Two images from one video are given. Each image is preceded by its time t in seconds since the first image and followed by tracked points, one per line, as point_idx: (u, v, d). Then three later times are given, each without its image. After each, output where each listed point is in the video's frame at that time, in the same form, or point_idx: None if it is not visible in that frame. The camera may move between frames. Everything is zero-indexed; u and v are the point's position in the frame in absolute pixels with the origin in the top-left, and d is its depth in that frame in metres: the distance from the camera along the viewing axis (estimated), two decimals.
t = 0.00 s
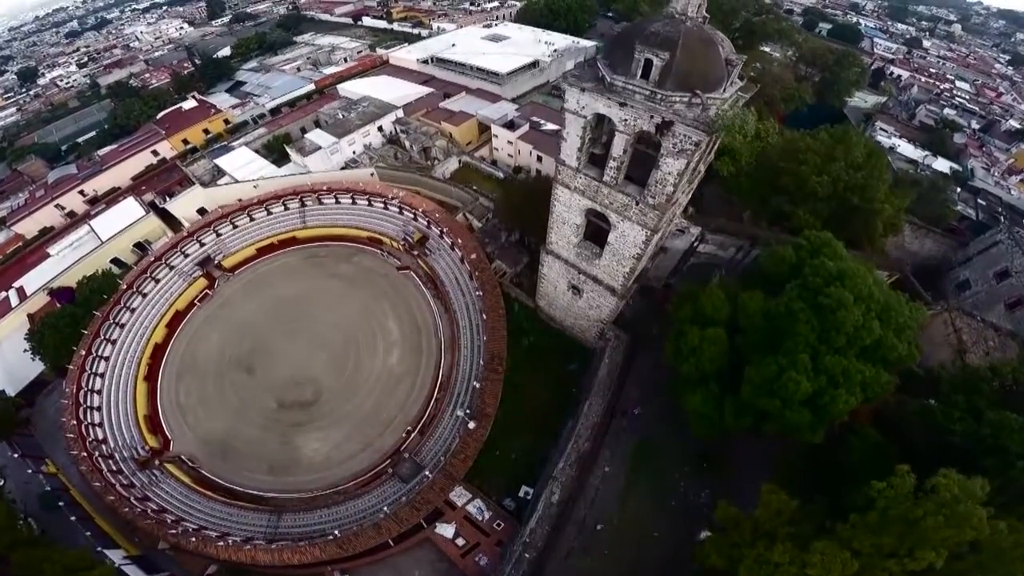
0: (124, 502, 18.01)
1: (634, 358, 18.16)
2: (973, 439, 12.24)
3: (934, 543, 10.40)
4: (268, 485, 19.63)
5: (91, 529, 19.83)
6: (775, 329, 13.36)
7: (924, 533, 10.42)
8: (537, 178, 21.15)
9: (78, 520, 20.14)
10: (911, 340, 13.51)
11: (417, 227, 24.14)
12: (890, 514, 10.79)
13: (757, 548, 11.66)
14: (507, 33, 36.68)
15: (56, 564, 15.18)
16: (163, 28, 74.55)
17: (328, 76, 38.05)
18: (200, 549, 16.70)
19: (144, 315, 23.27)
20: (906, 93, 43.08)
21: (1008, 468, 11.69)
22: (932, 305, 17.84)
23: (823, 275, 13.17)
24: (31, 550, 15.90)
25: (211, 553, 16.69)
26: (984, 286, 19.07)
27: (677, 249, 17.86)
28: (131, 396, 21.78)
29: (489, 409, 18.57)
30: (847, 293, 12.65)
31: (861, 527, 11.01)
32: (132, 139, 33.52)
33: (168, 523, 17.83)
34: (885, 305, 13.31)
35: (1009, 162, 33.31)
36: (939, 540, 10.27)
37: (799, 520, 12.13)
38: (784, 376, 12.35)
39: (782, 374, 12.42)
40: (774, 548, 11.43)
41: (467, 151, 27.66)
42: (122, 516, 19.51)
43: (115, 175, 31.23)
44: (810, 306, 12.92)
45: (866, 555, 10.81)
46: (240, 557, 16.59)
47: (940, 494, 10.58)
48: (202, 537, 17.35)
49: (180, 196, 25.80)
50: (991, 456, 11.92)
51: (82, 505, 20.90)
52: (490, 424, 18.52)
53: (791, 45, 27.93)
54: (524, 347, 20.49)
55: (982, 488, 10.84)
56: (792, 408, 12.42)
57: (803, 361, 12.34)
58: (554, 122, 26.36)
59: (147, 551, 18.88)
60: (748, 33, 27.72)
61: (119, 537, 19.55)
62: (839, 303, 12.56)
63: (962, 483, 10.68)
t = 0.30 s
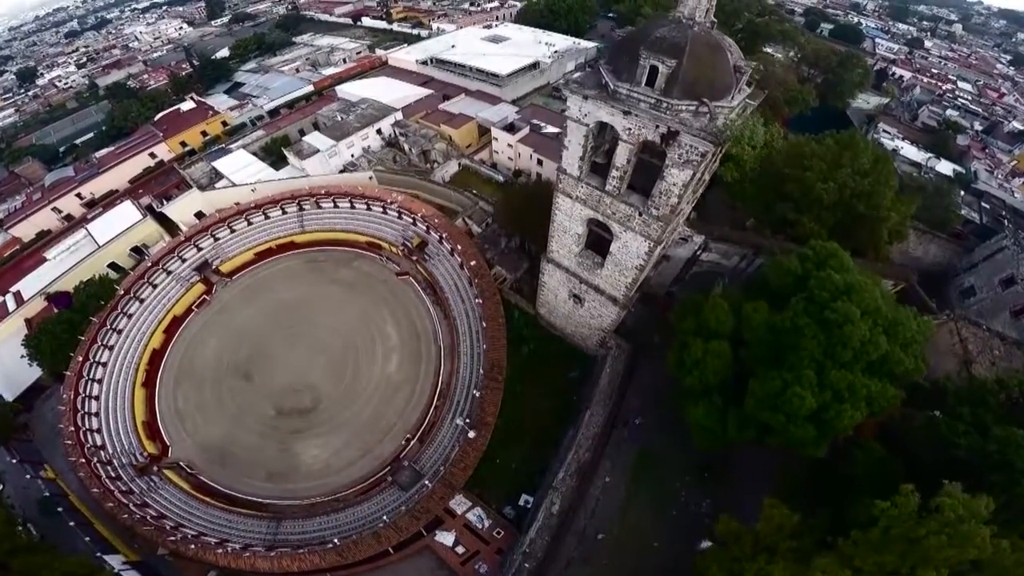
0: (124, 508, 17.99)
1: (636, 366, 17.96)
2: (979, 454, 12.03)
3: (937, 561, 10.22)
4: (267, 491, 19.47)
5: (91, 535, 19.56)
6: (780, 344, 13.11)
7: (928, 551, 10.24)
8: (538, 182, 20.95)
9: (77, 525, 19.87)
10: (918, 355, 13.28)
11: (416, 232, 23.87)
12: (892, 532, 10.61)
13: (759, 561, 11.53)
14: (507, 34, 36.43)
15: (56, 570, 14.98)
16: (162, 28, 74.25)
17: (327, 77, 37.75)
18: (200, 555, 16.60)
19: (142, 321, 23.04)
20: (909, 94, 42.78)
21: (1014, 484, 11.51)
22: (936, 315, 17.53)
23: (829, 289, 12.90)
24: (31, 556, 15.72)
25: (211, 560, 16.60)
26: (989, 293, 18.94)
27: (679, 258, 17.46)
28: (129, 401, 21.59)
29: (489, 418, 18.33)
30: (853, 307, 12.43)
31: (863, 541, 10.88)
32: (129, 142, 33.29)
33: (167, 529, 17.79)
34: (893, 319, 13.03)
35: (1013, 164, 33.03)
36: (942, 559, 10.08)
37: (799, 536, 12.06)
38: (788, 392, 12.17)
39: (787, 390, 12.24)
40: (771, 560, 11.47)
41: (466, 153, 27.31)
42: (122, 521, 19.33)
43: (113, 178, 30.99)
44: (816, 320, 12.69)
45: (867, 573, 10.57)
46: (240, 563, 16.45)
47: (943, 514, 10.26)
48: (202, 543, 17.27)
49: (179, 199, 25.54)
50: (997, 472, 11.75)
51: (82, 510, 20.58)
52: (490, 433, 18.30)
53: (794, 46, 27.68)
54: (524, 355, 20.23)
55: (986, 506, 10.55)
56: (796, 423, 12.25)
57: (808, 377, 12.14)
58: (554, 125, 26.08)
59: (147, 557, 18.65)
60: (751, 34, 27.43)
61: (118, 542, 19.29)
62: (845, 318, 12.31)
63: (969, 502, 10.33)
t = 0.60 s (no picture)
0: (122, 516, 17.79)
1: (636, 378, 17.76)
2: (983, 474, 11.77)
3: None
4: (266, 498, 19.29)
5: (90, 541, 19.42)
6: (786, 362, 12.90)
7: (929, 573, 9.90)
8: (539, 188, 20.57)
9: (76, 532, 19.72)
10: (925, 371, 12.98)
11: (415, 238, 23.53)
12: (895, 554, 10.39)
13: None
14: (507, 35, 36.09)
15: None
16: (161, 28, 73.94)
17: (325, 78, 37.37)
18: (199, 563, 16.56)
19: (139, 327, 22.72)
20: (912, 95, 42.46)
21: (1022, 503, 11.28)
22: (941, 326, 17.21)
23: (837, 306, 12.60)
24: (29, 565, 15.55)
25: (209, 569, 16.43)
26: (993, 302, 18.60)
27: (682, 268, 17.30)
28: (126, 408, 21.36)
29: (488, 429, 18.08)
30: (861, 324, 12.17)
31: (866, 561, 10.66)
32: (126, 144, 33.00)
33: (165, 537, 17.56)
34: (901, 335, 12.75)
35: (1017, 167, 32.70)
36: None
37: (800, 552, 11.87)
38: (793, 412, 11.94)
39: (791, 408, 12.04)
40: None
41: (466, 157, 26.93)
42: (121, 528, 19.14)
43: (109, 181, 30.69)
44: (821, 338, 12.47)
45: None
46: (239, 572, 16.27)
47: (946, 536, 10.17)
48: (201, 551, 17.11)
49: (175, 203, 25.08)
50: (1003, 491, 11.44)
51: (81, 516, 20.47)
52: (489, 443, 18.05)
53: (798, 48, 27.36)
54: (524, 365, 19.93)
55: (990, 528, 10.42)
56: (800, 441, 12.04)
57: (813, 396, 11.92)
58: (554, 128, 25.70)
59: (147, 564, 18.32)
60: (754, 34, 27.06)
61: (118, 549, 19.11)
62: (852, 336, 12.07)
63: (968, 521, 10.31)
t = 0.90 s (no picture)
0: (121, 525, 17.78)
1: (637, 390, 17.57)
2: (989, 492, 11.59)
3: None
4: (265, 508, 18.98)
5: (89, 548, 19.54)
6: (791, 380, 12.61)
7: None
8: (541, 196, 20.31)
9: (75, 539, 19.78)
10: (932, 391, 12.70)
11: (413, 245, 23.25)
12: None
13: None
14: (508, 37, 35.77)
15: None
16: (160, 29, 73.67)
17: (324, 81, 37.01)
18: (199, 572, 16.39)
19: (136, 334, 22.43)
20: (914, 98, 42.16)
21: None
22: (947, 339, 16.97)
23: (845, 324, 12.30)
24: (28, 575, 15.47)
25: None
26: (999, 310, 18.16)
27: (686, 280, 16.90)
28: (124, 415, 21.09)
29: (487, 441, 17.80)
30: (868, 344, 11.89)
31: None
32: (124, 147, 32.70)
33: (165, 545, 17.52)
34: (907, 354, 12.52)
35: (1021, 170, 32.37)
36: None
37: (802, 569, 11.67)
38: (797, 430, 11.74)
39: (796, 427, 11.83)
40: None
41: (465, 161, 26.56)
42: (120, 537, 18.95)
43: (106, 185, 30.39)
44: (829, 357, 12.15)
45: None
46: None
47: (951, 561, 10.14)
48: (201, 561, 16.92)
49: (173, 208, 24.76)
50: (1008, 510, 11.25)
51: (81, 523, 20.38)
52: (489, 455, 17.77)
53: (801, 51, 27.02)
54: (524, 374, 19.61)
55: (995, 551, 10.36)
56: (804, 460, 11.90)
57: (819, 415, 11.70)
58: (555, 132, 25.33)
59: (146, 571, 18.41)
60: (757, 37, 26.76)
61: (118, 556, 19.07)
62: (860, 355, 11.78)
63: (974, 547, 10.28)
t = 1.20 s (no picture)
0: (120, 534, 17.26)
1: (640, 401, 17.34)
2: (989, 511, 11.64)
3: None
4: (264, 516, 18.78)
5: (88, 556, 19.18)
6: (796, 397, 12.64)
7: None
8: (543, 202, 19.96)
9: (73, 547, 19.40)
10: (940, 408, 12.55)
11: (412, 252, 22.90)
12: None
13: None
14: (508, 38, 35.44)
15: None
16: (158, 30, 73.27)
17: (322, 82, 36.75)
18: None
19: (134, 341, 22.18)
20: (917, 99, 41.81)
21: None
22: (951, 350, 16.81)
23: (853, 342, 12.05)
24: None
25: None
26: (1006, 318, 17.66)
27: (688, 292, 16.66)
28: (121, 423, 20.83)
29: (487, 451, 17.44)
30: (876, 361, 11.72)
31: None
32: (121, 150, 32.40)
33: (164, 553, 17.12)
34: (916, 373, 12.26)
35: None
36: None
37: None
38: (801, 447, 11.69)
39: (799, 446, 11.75)
40: None
41: (465, 166, 26.23)
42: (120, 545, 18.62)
43: (103, 188, 30.08)
44: (835, 375, 12.07)
45: None
46: None
47: None
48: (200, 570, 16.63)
49: (170, 213, 24.48)
50: (1007, 529, 11.29)
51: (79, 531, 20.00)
52: (488, 466, 17.45)
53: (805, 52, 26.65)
54: (524, 384, 19.36)
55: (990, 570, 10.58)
56: (807, 479, 11.90)
57: (825, 434, 11.66)
58: (555, 136, 24.97)
59: None
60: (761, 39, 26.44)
61: (117, 564, 18.87)
62: (867, 374, 11.61)
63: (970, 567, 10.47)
